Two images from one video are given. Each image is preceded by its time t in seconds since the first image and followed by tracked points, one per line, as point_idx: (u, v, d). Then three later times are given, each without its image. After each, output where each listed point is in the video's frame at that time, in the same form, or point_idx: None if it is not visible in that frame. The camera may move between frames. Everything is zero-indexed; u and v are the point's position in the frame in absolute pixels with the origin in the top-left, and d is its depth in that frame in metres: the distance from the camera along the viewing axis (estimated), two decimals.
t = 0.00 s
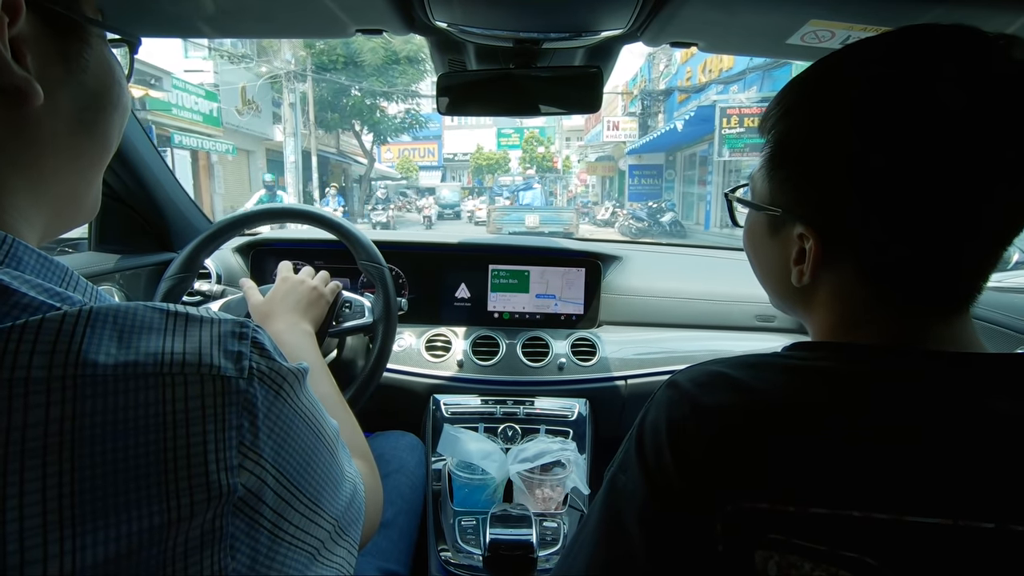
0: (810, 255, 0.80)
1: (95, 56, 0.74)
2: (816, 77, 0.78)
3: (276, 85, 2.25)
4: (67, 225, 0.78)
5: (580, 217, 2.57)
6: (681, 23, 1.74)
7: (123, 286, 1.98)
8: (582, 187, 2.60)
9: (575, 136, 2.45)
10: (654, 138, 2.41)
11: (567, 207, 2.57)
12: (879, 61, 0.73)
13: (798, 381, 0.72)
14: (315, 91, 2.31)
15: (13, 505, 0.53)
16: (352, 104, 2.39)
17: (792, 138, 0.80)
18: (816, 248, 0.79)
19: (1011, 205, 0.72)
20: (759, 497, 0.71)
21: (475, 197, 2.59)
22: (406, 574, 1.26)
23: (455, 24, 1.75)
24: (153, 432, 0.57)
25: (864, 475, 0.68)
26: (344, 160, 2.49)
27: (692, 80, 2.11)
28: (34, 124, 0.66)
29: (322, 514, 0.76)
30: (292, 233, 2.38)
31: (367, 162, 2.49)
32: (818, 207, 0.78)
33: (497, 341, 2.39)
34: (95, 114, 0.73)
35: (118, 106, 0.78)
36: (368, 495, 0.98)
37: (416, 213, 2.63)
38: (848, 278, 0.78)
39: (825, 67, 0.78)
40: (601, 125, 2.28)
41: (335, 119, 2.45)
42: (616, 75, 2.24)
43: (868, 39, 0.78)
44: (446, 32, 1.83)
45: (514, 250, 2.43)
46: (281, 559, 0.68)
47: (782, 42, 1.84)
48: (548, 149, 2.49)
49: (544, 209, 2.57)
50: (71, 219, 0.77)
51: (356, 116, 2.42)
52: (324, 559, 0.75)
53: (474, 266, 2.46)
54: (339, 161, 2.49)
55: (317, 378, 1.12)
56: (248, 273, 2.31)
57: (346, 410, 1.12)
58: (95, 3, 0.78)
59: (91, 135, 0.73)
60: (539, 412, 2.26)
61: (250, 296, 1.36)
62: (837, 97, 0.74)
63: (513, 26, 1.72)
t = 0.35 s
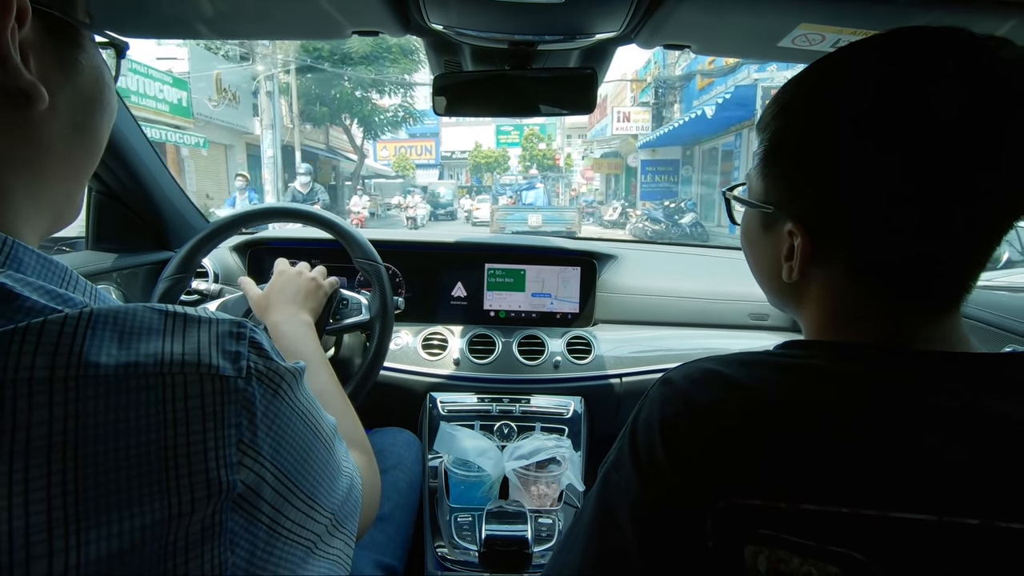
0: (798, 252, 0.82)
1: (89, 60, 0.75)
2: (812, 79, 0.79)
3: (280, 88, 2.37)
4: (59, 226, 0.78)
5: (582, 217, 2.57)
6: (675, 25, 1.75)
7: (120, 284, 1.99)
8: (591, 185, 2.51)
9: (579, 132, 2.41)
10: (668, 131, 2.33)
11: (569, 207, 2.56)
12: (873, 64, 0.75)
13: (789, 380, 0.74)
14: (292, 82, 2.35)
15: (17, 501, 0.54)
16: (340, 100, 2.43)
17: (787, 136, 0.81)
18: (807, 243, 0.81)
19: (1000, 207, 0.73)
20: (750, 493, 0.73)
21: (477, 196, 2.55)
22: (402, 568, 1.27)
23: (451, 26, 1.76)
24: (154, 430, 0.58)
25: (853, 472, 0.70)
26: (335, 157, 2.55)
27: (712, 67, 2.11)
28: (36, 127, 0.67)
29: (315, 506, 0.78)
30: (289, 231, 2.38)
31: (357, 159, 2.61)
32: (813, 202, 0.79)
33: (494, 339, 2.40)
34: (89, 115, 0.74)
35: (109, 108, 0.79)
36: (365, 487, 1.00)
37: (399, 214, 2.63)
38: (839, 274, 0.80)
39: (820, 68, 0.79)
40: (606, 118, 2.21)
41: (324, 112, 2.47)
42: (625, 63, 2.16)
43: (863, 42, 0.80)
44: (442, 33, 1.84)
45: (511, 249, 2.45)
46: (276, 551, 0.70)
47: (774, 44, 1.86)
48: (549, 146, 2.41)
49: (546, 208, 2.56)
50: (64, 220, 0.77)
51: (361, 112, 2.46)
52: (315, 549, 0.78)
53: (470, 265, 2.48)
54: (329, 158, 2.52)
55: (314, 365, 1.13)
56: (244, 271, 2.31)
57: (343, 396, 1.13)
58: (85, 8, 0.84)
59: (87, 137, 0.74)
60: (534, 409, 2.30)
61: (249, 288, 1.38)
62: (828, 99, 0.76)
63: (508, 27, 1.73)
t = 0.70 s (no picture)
0: (796, 255, 0.82)
1: (74, 58, 0.75)
2: (808, 78, 0.79)
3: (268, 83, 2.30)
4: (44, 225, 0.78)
5: (590, 221, 2.59)
6: (677, 25, 1.75)
7: (121, 285, 1.98)
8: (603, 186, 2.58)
9: (585, 135, 2.39)
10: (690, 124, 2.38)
11: (577, 210, 2.58)
12: (869, 62, 0.74)
13: (791, 381, 0.73)
14: (277, 79, 2.28)
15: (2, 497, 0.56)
16: (332, 97, 2.38)
17: (783, 136, 0.80)
18: (802, 245, 0.81)
19: (1000, 206, 0.72)
20: (752, 496, 0.72)
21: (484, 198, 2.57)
22: (403, 571, 1.26)
23: (453, 26, 1.76)
24: (140, 423, 0.60)
25: (857, 475, 0.69)
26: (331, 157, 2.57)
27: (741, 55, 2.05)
28: (25, 124, 0.67)
29: (311, 491, 0.81)
30: (291, 232, 2.39)
31: (350, 160, 2.59)
32: (805, 200, 0.79)
33: (495, 340, 2.40)
34: (74, 113, 0.74)
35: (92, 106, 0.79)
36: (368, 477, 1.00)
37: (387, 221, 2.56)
38: (837, 276, 0.79)
39: (817, 67, 0.79)
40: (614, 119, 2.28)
41: (317, 110, 2.44)
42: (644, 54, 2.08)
43: (859, 39, 0.79)
44: (444, 34, 1.84)
45: (512, 250, 2.44)
46: (267, 536, 0.73)
47: (777, 44, 1.85)
48: (554, 147, 2.48)
49: (554, 212, 2.59)
50: (50, 219, 0.77)
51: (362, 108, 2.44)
52: (312, 529, 0.81)
53: (472, 266, 2.47)
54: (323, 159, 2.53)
55: (319, 341, 1.17)
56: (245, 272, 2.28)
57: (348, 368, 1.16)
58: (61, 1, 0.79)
59: (72, 135, 0.74)
60: (535, 411, 2.28)
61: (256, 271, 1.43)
62: (826, 97, 0.75)
63: (510, 27, 1.72)
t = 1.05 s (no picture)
0: (800, 255, 0.81)
1: (45, 51, 0.74)
2: (813, 75, 0.78)
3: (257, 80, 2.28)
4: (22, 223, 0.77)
5: (596, 222, 2.52)
6: (676, 23, 1.74)
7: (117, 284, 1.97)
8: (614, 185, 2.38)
9: (590, 134, 2.31)
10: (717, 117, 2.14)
11: (582, 211, 2.53)
12: (874, 60, 0.74)
13: (794, 381, 0.73)
14: (270, 75, 2.26)
15: None
16: (325, 92, 2.34)
17: (788, 133, 0.79)
18: (808, 244, 0.80)
19: (1004, 207, 0.72)
20: (755, 496, 0.71)
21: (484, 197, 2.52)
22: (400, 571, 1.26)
23: (451, 24, 1.75)
24: (124, 413, 0.59)
25: (861, 476, 0.68)
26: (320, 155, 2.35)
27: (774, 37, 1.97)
28: None
29: (302, 481, 0.80)
30: (288, 232, 2.37)
31: (341, 157, 2.42)
32: (808, 197, 0.78)
33: (493, 340, 2.39)
34: (45, 106, 0.73)
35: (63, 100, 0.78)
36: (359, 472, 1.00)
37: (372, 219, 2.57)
38: (840, 275, 0.79)
39: (823, 64, 0.78)
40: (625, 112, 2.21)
41: (308, 105, 2.39)
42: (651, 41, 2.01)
43: (864, 38, 0.79)
44: (442, 31, 1.83)
45: (511, 249, 2.44)
46: (258, 525, 0.73)
47: (776, 43, 1.85)
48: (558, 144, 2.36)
49: (561, 213, 2.56)
50: (26, 216, 0.76)
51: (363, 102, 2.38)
52: (303, 518, 0.81)
53: (470, 266, 2.47)
54: (312, 157, 2.34)
55: (311, 332, 1.17)
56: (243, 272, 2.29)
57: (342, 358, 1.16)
58: None
59: (44, 127, 0.73)
60: (534, 411, 2.28)
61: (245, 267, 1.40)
62: (828, 95, 0.75)
63: (508, 25, 1.72)
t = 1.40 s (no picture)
0: (803, 262, 0.82)
1: (49, 60, 0.76)
2: (809, 80, 0.79)
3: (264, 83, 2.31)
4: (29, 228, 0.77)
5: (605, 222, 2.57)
6: (677, 29, 1.76)
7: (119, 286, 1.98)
8: (626, 184, 2.42)
9: (597, 132, 2.37)
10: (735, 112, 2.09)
11: (592, 212, 2.56)
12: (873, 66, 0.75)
13: (791, 382, 0.74)
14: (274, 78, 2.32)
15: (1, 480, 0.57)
16: (315, 85, 2.30)
17: (785, 138, 0.80)
18: (812, 249, 0.80)
19: (1000, 207, 0.73)
20: (752, 498, 0.72)
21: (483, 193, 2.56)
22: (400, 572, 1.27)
23: (453, 30, 1.76)
24: (131, 403, 0.60)
25: (856, 477, 0.69)
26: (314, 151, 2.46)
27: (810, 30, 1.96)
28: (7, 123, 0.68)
29: (305, 469, 0.81)
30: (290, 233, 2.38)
31: (333, 152, 2.54)
32: (810, 199, 0.79)
33: (494, 342, 2.40)
34: (52, 113, 0.75)
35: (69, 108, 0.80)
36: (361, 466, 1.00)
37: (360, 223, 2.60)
38: (843, 279, 0.79)
39: (817, 70, 0.79)
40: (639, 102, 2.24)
41: (299, 100, 2.42)
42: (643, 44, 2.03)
43: (859, 45, 0.79)
44: (444, 37, 1.84)
45: (511, 252, 2.44)
46: (263, 513, 0.74)
47: (776, 49, 1.86)
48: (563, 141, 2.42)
49: (571, 214, 2.59)
50: (33, 221, 0.77)
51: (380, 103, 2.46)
52: (306, 504, 0.82)
53: (470, 268, 2.48)
54: (304, 153, 2.45)
55: (326, 320, 1.23)
56: (245, 274, 2.30)
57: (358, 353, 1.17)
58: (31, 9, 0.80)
59: (51, 132, 0.75)
60: (534, 413, 2.28)
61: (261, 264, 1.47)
62: (825, 101, 0.76)
63: (510, 31, 1.73)
